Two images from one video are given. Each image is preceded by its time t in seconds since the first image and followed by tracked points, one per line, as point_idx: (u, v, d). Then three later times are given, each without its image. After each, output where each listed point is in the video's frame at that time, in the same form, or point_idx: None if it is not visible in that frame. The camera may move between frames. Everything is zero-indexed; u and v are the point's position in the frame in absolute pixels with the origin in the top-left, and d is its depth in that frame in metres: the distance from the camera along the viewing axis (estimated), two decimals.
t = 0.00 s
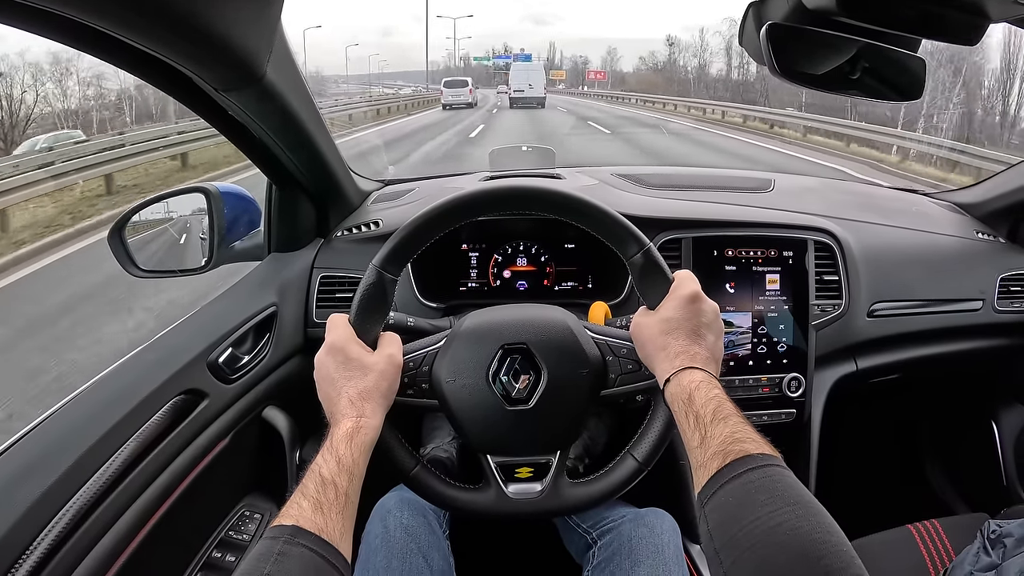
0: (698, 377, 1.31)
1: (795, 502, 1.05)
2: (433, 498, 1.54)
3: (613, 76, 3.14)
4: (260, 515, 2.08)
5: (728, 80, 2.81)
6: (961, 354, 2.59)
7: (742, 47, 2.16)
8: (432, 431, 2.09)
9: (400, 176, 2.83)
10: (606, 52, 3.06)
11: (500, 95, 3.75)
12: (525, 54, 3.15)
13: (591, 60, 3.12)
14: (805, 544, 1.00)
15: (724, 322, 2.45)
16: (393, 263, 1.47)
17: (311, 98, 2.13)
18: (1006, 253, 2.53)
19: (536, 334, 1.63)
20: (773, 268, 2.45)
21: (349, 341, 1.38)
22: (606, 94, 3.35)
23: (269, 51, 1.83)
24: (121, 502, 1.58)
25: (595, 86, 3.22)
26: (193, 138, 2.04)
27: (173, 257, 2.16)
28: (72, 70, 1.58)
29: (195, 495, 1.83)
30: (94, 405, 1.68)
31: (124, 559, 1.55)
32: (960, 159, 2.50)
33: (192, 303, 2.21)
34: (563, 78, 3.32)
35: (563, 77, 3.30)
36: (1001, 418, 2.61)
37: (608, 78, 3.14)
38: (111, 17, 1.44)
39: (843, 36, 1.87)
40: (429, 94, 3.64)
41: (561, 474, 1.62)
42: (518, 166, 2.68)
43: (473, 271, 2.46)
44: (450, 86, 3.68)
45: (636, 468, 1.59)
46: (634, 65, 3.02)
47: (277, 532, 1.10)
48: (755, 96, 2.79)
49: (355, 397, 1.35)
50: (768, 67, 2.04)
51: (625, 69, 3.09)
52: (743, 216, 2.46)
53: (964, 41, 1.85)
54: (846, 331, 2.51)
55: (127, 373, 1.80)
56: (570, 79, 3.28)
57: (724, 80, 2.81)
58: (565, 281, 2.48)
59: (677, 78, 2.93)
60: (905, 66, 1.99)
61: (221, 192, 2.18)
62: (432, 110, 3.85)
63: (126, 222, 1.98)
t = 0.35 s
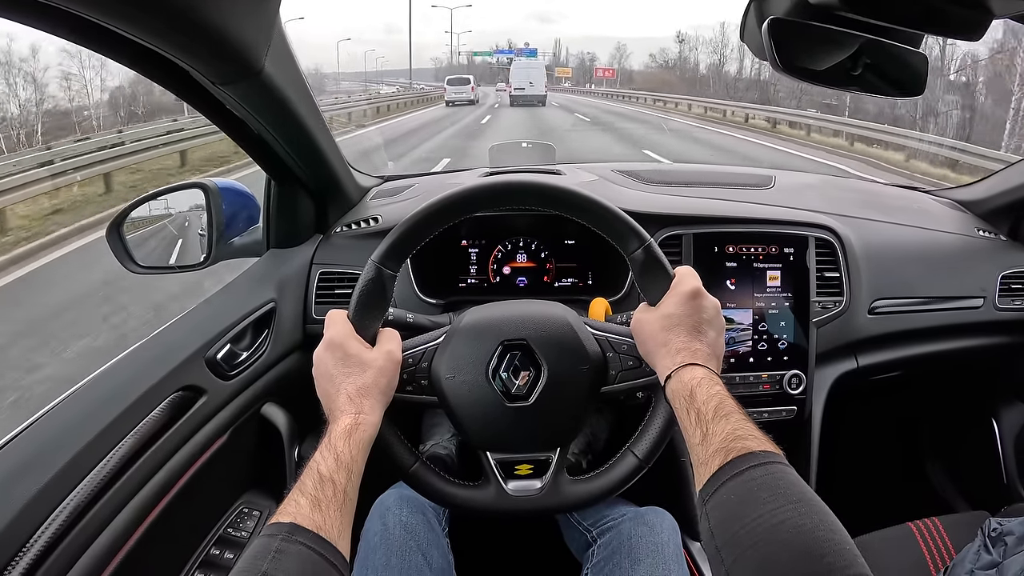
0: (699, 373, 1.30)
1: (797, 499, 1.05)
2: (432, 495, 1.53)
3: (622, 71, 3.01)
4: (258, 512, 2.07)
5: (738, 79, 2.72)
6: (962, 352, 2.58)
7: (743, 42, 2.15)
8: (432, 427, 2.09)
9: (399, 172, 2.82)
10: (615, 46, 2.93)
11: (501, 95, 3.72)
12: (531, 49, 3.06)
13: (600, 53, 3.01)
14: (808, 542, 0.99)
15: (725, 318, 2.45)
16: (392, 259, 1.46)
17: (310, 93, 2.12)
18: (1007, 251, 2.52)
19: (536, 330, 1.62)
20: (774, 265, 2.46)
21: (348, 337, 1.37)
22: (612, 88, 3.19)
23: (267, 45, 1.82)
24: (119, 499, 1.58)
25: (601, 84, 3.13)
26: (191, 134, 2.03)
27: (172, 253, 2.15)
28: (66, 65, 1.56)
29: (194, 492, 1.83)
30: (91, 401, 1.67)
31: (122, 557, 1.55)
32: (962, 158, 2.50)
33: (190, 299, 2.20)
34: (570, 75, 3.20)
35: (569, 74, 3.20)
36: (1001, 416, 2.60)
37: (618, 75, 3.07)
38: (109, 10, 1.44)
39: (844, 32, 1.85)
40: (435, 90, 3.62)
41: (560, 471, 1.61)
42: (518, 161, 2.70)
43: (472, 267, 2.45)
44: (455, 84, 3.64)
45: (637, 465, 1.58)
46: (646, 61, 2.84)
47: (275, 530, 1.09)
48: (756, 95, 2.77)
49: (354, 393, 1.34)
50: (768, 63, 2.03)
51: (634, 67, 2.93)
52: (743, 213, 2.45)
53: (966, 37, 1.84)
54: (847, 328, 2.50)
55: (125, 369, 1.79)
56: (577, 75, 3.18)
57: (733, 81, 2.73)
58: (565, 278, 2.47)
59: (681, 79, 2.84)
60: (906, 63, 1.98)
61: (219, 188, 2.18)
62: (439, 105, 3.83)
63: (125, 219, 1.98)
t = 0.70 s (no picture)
0: (701, 369, 1.29)
1: (801, 497, 1.03)
2: (432, 493, 1.51)
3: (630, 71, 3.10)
4: (257, 510, 2.06)
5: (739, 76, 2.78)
6: (963, 349, 2.57)
7: (744, 35, 2.14)
8: (431, 425, 2.07)
9: (399, 168, 2.81)
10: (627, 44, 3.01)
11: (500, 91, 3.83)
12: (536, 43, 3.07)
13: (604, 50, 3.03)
14: (812, 539, 0.98)
15: (726, 314, 2.43)
16: (391, 254, 1.44)
17: (309, 88, 2.11)
18: (1008, 247, 2.51)
19: (537, 326, 1.61)
20: (776, 261, 2.44)
21: (347, 333, 1.36)
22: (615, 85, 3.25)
23: (265, 37, 1.81)
24: (116, 497, 1.56)
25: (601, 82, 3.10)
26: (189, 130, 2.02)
27: (170, 250, 2.14)
28: (41, 63, 1.51)
29: (192, 490, 1.81)
30: (88, 398, 1.66)
31: (119, 555, 1.53)
32: (962, 156, 2.49)
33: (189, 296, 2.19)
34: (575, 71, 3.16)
35: (575, 71, 3.18)
36: (1003, 414, 2.58)
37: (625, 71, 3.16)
38: (110, 4, 1.43)
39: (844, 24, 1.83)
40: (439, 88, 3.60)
41: (561, 468, 1.60)
42: (517, 157, 2.67)
43: (472, 263, 2.44)
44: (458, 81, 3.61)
45: (638, 462, 1.57)
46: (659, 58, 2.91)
47: (272, 528, 1.08)
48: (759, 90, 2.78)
49: (353, 390, 1.33)
50: (772, 58, 2.02)
51: (642, 64, 3.04)
52: (745, 209, 2.44)
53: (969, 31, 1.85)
54: (848, 325, 2.48)
55: (123, 366, 1.78)
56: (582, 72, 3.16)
57: (734, 76, 2.76)
58: (565, 273, 2.46)
59: (689, 76, 2.86)
60: (907, 56, 1.95)
61: (218, 185, 2.18)
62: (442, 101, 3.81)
63: (123, 215, 1.97)
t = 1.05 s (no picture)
0: (706, 368, 1.29)
1: (808, 495, 1.03)
2: (437, 493, 1.51)
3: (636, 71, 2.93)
4: (260, 511, 2.05)
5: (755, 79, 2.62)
6: (964, 349, 2.57)
7: (747, 36, 2.14)
8: (434, 425, 2.07)
9: (401, 168, 2.80)
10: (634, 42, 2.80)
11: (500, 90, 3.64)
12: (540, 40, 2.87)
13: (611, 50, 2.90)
14: (819, 538, 0.98)
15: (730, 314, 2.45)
16: (395, 254, 1.44)
17: (312, 88, 2.10)
18: (1009, 247, 2.51)
19: (541, 326, 1.61)
20: (779, 261, 2.45)
21: (350, 333, 1.36)
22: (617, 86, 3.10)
23: (268, 36, 1.80)
24: (119, 497, 1.56)
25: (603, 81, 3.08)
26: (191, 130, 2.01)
27: (172, 250, 2.15)
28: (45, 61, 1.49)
29: (194, 491, 1.81)
30: (90, 399, 1.65)
31: (123, 556, 1.53)
32: (963, 155, 2.50)
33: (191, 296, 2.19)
34: (582, 71, 3.07)
35: (582, 70, 3.08)
36: (1005, 414, 2.57)
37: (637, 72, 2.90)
38: None
39: (848, 24, 1.83)
40: (440, 87, 3.57)
41: (566, 468, 1.59)
42: (518, 157, 2.68)
43: (475, 263, 2.43)
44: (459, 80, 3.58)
45: (643, 462, 1.57)
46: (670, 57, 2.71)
47: (277, 529, 1.07)
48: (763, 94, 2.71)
49: (357, 390, 1.33)
50: (776, 58, 2.02)
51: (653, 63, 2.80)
52: (747, 209, 2.44)
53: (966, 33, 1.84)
54: (851, 324, 2.49)
55: (126, 366, 1.77)
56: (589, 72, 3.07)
57: (746, 79, 2.63)
58: (568, 273, 2.46)
59: (702, 78, 2.71)
60: (911, 57, 1.96)
61: (219, 183, 2.19)
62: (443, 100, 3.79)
63: (125, 215, 1.96)
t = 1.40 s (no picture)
0: (713, 365, 1.26)
1: (818, 496, 1.00)
2: (437, 492, 1.48)
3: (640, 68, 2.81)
4: (257, 509, 2.02)
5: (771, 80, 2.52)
6: (968, 350, 2.55)
7: (754, 31, 2.12)
8: (433, 423, 2.04)
9: (402, 164, 2.78)
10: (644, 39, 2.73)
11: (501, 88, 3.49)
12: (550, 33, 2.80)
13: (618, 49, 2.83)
14: (830, 540, 0.95)
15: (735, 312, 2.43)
16: (395, 249, 1.42)
17: (313, 80, 2.08)
18: (1013, 247, 2.48)
19: (544, 322, 1.58)
20: (784, 259, 2.43)
21: (349, 328, 1.33)
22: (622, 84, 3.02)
23: (268, 24, 1.77)
24: (113, 494, 1.53)
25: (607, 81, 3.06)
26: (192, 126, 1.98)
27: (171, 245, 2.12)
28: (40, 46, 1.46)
29: (190, 488, 1.78)
30: (85, 393, 1.62)
31: (115, 554, 1.50)
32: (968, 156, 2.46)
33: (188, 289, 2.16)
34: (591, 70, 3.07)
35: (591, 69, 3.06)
36: (1007, 416, 2.57)
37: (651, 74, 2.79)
38: None
39: (856, 18, 1.78)
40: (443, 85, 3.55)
41: (568, 467, 1.56)
42: (521, 154, 2.63)
43: (476, 260, 2.41)
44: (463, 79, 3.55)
45: (648, 461, 1.54)
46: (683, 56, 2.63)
47: (273, 529, 1.05)
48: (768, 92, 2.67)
49: (356, 387, 1.30)
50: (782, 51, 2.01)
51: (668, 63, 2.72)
52: (752, 206, 2.41)
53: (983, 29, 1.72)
54: (855, 324, 2.46)
55: (121, 360, 1.75)
56: (599, 72, 3.05)
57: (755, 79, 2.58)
58: (571, 270, 2.43)
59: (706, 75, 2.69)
60: (919, 53, 1.92)
61: (218, 177, 2.16)
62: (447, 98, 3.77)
63: (122, 212, 1.94)
